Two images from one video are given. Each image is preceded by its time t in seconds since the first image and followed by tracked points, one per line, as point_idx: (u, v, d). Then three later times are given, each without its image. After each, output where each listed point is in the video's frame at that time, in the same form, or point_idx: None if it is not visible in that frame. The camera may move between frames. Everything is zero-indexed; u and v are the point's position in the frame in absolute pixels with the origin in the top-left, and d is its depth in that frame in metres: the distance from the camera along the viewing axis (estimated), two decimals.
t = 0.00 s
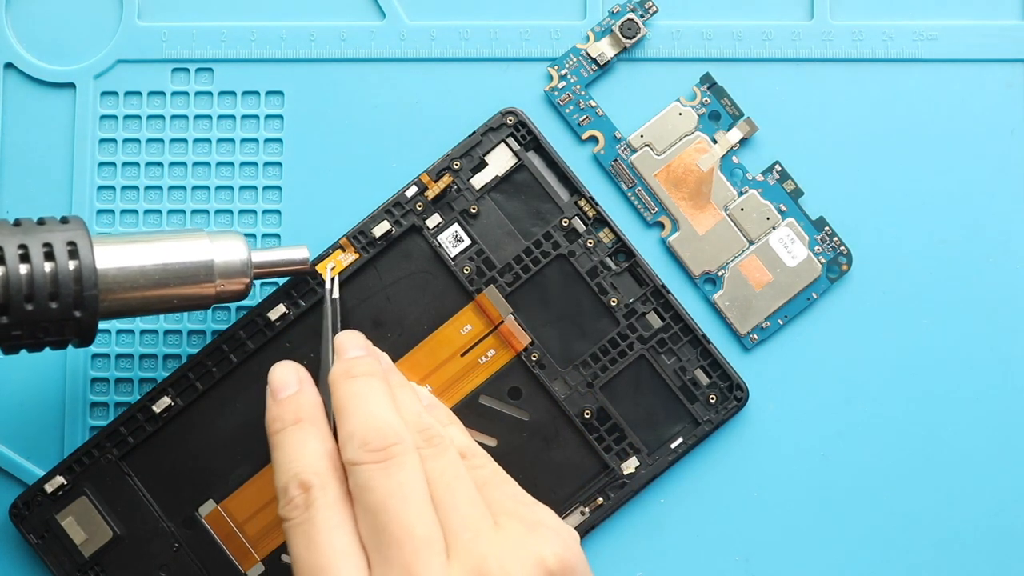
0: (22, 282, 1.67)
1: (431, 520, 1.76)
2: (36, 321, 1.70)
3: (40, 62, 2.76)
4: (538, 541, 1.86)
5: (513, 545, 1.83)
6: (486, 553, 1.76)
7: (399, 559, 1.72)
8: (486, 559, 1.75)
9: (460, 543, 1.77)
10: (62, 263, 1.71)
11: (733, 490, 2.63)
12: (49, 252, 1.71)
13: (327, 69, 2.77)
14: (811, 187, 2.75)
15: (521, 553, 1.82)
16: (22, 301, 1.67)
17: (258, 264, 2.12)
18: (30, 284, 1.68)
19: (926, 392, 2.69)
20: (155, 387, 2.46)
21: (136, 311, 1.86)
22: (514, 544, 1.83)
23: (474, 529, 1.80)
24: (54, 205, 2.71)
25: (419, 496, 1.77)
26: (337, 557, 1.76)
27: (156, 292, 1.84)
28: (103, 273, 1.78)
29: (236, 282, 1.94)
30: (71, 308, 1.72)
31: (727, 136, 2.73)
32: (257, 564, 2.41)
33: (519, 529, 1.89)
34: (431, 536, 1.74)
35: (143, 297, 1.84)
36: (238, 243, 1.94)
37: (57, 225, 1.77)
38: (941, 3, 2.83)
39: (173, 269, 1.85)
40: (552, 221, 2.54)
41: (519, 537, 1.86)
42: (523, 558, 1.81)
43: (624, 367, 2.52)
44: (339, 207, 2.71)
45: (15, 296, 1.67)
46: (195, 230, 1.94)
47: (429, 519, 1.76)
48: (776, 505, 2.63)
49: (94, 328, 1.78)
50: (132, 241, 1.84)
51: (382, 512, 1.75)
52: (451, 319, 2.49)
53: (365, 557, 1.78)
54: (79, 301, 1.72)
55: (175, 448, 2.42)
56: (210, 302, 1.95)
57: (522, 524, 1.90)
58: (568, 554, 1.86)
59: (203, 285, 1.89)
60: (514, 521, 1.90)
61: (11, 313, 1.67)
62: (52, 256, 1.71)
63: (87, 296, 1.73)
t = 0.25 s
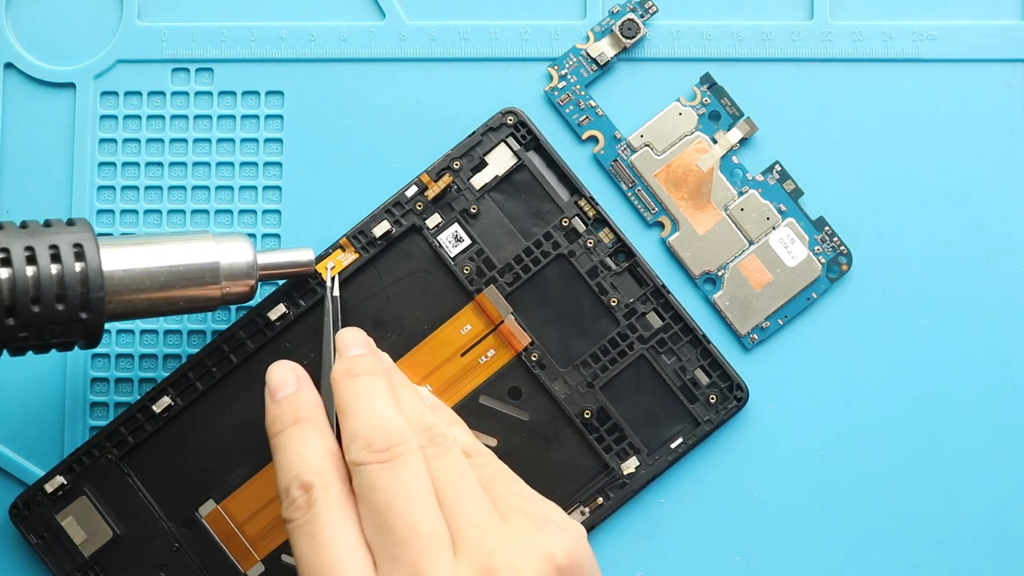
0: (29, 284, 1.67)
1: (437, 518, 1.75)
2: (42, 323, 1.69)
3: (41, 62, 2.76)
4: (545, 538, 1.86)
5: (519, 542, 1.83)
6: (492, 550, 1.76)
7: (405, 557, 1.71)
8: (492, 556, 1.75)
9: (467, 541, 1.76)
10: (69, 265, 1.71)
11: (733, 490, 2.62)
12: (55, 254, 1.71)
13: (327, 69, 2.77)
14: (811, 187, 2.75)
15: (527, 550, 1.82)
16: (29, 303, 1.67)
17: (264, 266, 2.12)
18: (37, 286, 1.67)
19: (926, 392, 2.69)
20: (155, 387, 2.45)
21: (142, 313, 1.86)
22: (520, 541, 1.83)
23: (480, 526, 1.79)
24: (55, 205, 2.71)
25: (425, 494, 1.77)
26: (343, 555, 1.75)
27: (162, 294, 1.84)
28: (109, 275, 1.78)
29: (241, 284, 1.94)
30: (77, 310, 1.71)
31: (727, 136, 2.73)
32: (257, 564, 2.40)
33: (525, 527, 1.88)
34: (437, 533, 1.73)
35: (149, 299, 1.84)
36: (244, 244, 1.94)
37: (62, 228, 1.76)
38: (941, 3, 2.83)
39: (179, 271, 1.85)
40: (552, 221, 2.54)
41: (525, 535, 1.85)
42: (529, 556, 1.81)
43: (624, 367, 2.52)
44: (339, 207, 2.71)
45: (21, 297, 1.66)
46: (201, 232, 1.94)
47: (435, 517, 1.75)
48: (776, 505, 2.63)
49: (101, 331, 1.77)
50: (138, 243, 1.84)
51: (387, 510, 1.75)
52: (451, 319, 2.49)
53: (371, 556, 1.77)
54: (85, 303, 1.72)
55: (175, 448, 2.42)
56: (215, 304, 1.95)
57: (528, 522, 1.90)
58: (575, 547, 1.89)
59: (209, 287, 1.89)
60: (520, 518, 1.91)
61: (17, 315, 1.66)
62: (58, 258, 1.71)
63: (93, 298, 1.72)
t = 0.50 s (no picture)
0: (18, 280, 1.67)
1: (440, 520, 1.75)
2: (32, 319, 1.69)
3: (40, 62, 2.76)
4: (547, 540, 1.87)
5: (521, 545, 1.83)
6: (495, 552, 1.76)
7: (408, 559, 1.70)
8: (495, 558, 1.75)
9: (470, 542, 1.76)
10: (59, 261, 1.71)
11: (733, 490, 2.62)
12: (45, 249, 1.71)
13: (327, 69, 2.77)
14: (811, 187, 2.75)
15: (530, 552, 1.82)
16: (18, 299, 1.67)
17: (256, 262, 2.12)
18: (27, 282, 1.67)
19: (926, 392, 2.69)
20: (155, 387, 2.45)
21: (132, 309, 1.86)
22: (522, 543, 1.83)
23: (483, 529, 1.79)
24: (54, 205, 2.71)
25: (428, 497, 1.77)
26: (345, 557, 1.74)
27: (153, 289, 1.84)
28: (100, 270, 1.78)
29: (233, 280, 1.94)
30: (67, 306, 1.71)
31: (727, 136, 2.73)
32: (257, 564, 2.40)
33: (528, 530, 1.88)
34: (440, 536, 1.73)
35: (139, 294, 1.84)
36: (235, 239, 1.94)
37: (52, 223, 1.76)
38: (941, 3, 2.83)
39: (170, 266, 1.85)
40: (552, 221, 2.54)
41: (526, 537, 1.86)
42: (532, 557, 1.81)
43: (624, 367, 2.52)
44: (339, 207, 2.71)
45: (11, 293, 1.66)
46: (192, 227, 1.94)
47: (439, 519, 1.75)
48: (776, 505, 2.63)
49: (91, 326, 1.77)
50: (128, 239, 1.84)
51: (391, 513, 1.75)
52: (451, 319, 2.49)
53: (373, 558, 1.76)
54: (75, 298, 1.72)
55: (175, 448, 2.42)
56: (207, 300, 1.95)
57: (530, 524, 1.91)
58: (577, 550, 1.89)
59: (200, 282, 1.89)
60: (522, 520, 1.91)
61: (7, 310, 1.67)
62: (48, 254, 1.71)
63: (83, 294, 1.72)
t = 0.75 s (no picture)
0: (24, 279, 1.67)
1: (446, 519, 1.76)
2: (38, 318, 1.69)
3: (41, 62, 2.76)
4: (554, 535, 1.87)
5: (528, 540, 1.83)
6: (502, 549, 1.76)
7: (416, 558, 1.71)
8: (502, 555, 1.75)
9: (477, 540, 1.77)
10: (65, 260, 1.71)
11: (733, 490, 2.62)
12: (51, 249, 1.71)
13: (327, 69, 2.77)
14: (811, 187, 2.75)
15: (538, 549, 1.82)
16: (25, 298, 1.67)
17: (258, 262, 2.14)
18: (33, 281, 1.67)
19: (926, 392, 2.69)
20: (155, 387, 2.45)
21: (138, 308, 1.86)
22: (530, 539, 1.83)
23: (489, 525, 1.79)
24: (54, 205, 2.71)
25: (432, 496, 1.77)
26: (352, 557, 1.74)
27: (157, 288, 1.85)
28: (106, 270, 1.78)
29: (236, 279, 1.96)
30: (73, 305, 1.71)
31: (727, 136, 2.73)
32: (257, 564, 2.40)
33: (534, 526, 1.88)
34: (447, 534, 1.73)
35: (144, 294, 1.84)
36: (238, 239, 1.96)
37: (59, 222, 1.76)
38: (941, 3, 2.83)
39: (175, 266, 1.86)
40: (552, 221, 2.54)
41: (533, 532, 1.86)
42: (539, 554, 1.81)
43: (625, 367, 2.52)
44: (339, 207, 2.71)
45: (17, 292, 1.66)
46: (195, 228, 1.95)
47: (444, 518, 1.76)
48: (776, 505, 2.63)
49: (97, 325, 1.77)
50: (133, 238, 1.85)
51: (397, 513, 1.75)
52: (451, 319, 2.49)
53: (380, 557, 1.77)
54: (81, 297, 1.72)
55: (176, 447, 2.42)
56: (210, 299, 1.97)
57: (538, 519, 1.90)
58: (585, 546, 1.89)
59: (204, 282, 1.91)
60: (529, 515, 1.91)
61: (14, 309, 1.67)
62: (54, 253, 1.71)
63: (89, 293, 1.72)
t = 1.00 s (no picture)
0: (25, 277, 1.67)
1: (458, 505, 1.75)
2: (39, 316, 1.69)
3: (40, 62, 2.76)
4: (576, 509, 1.77)
5: (548, 515, 1.76)
6: (516, 528, 1.72)
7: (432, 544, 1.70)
8: (516, 533, 1.71)
9: (491, 520, 1.74)
10: (65, 258, 1.71)
11: (733, 490, 2.62)
12: (52, 247, 1.71)
13: (327, 69, 2.77)
14: (811, 187, 2.75)
15: (558, 524, 1.75)
16: (26, 296, 1.67)
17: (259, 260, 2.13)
18: (34, 279, 1.68)
19: (926, 392, 2.69)
20: (155, 387, 2.46)
21: (139, 306, 1.86)
22: (548, 515, 1.76)
23: (506, 502, 1.75)
24: (54, 205, 2.72)
25: (442, 484, 1.76)
26: (370, 550, 1.74)
27: (158, 287, 1.85)
28: (106, 268, 1.78)
29: (237, 277, 1.95)
30: (74, 303, 1.71)
31: (727, 136, 2.73)
32: (257, 563, 2.40)
33: (559, 496, 1.81)
34: (459, 520, 1.73)
35: (145, 292, 1.84)
36: (238, 237, 1.95)
37: (60, 221, 1.76)
38: (941, 3, 2.83)
39: (175, 264, 1.86)
40: (552, 221, 2.54)
41: (554, 507, 1.78)
42: (559, 529, 1.74)
43: (625, 367, 2.51)
44: (339, 207, 2.71)
45: (18, 290, 1.67)
46: (196, 226, 1.94)
47: (455, 504, 1.74)
48: (776, 505, 2.63)
49: (98, 324, 1.77)
50: (134, 236, 1.85)
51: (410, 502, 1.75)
52: (451, 319, 2.49)
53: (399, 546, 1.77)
54: (82, 296, 1.72)
55: (176, 448, 2.42)
56: (211, 297, 1.96)
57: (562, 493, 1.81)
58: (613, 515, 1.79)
59: (205, 280, 1.90)
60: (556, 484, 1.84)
61: (15, 307, 1.67)
62: (55, 251, 1.71)
63: (90, 291, 1.72)
